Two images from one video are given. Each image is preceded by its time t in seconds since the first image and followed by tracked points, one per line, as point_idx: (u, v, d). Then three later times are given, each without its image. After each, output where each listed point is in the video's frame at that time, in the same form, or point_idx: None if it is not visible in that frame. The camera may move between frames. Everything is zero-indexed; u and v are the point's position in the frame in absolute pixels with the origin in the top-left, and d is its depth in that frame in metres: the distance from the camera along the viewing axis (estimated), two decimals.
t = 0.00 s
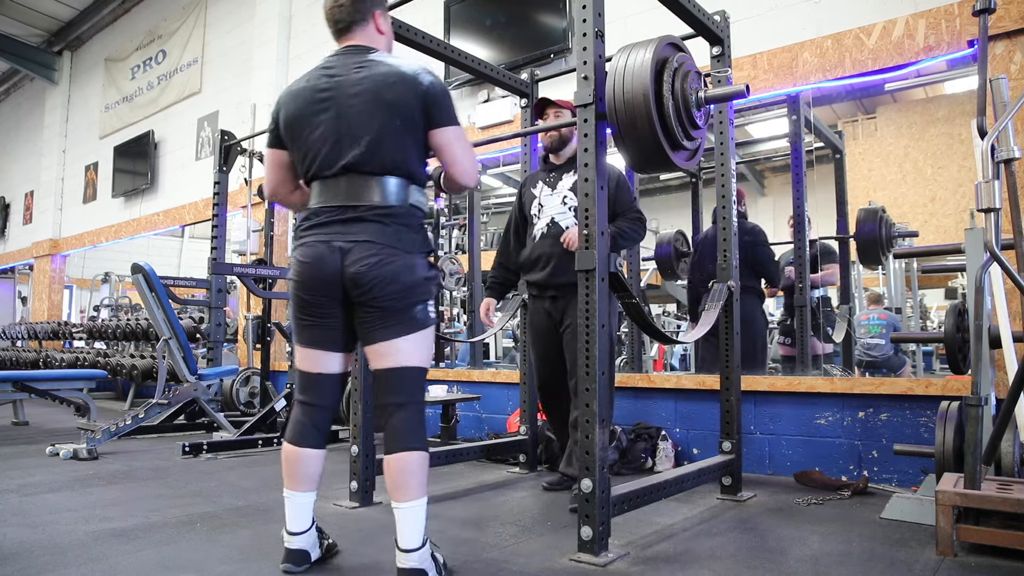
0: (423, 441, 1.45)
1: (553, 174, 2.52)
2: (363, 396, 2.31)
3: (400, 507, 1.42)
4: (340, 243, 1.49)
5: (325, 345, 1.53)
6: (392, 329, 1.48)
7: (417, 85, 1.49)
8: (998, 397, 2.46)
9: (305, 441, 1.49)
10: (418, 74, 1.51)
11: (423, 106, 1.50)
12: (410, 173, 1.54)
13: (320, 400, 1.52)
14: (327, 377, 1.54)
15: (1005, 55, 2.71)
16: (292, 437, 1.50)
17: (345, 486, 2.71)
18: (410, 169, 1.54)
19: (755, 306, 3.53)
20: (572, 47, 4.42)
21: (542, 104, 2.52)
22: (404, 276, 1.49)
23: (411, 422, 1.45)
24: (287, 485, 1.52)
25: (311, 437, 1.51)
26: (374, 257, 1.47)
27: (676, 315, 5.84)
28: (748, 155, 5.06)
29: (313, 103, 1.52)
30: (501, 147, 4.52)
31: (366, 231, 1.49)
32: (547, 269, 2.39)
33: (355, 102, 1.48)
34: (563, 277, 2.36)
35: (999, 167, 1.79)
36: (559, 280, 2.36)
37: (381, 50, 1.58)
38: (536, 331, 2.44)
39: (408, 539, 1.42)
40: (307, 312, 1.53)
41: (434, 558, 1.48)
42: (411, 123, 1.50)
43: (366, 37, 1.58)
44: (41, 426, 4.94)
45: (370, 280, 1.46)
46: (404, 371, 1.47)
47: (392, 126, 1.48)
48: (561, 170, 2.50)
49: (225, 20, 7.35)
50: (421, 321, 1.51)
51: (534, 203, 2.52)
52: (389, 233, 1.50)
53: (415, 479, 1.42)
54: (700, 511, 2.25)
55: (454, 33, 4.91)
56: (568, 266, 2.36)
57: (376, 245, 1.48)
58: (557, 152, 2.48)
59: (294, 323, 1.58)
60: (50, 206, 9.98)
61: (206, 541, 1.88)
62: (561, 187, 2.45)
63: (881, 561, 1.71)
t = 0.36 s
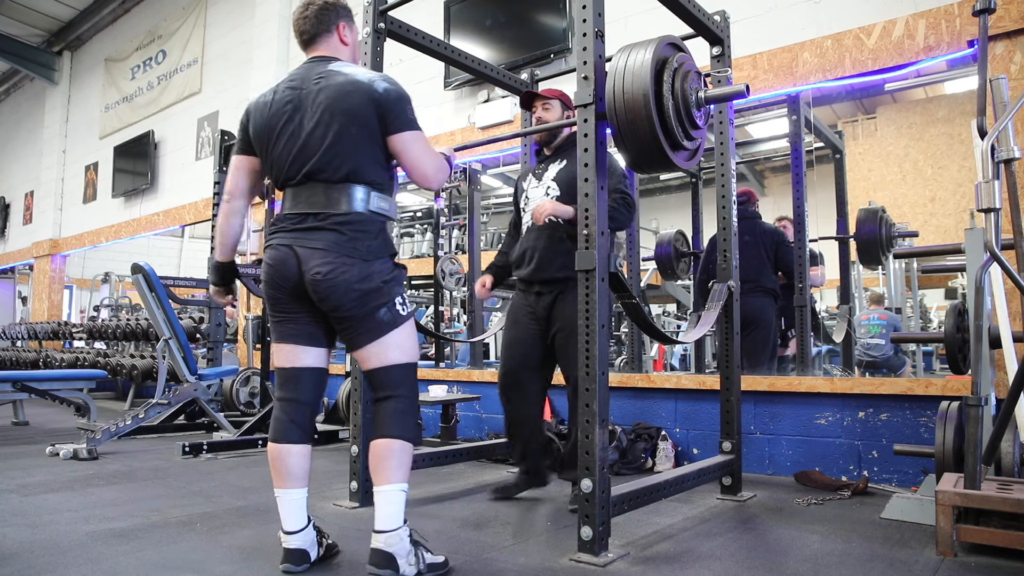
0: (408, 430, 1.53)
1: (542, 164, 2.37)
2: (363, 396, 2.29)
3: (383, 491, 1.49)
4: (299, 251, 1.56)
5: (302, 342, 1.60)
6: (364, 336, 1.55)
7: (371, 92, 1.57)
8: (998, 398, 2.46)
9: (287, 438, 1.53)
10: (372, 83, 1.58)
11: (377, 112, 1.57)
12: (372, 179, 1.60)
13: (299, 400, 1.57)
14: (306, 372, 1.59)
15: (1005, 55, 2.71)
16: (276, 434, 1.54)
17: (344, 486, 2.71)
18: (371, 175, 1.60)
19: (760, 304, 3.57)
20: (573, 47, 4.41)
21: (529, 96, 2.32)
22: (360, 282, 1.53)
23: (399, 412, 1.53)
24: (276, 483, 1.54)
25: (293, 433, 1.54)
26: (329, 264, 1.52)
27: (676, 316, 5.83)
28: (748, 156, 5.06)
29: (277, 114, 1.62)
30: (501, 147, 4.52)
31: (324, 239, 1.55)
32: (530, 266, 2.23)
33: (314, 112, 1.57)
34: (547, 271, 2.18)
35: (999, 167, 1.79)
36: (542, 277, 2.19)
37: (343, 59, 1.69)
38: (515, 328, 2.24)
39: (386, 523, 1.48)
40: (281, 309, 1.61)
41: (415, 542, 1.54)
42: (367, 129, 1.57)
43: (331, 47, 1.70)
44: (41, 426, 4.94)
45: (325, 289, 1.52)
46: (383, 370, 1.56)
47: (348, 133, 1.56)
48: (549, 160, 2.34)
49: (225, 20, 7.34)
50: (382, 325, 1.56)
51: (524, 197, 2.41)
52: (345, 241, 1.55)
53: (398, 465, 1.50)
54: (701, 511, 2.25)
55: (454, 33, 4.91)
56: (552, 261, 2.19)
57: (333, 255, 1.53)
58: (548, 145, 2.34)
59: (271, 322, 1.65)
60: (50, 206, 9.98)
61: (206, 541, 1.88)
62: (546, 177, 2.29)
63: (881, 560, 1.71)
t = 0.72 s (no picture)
0: (401, 425, 1.54)
1: (512, 159, 2.35)
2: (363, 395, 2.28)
3: (380, 488, 1.49)
4: (288, 251, 1.57)
5: (292, 342, 1.60)
6: (355, 333, 1.56)
7: (356, 93, 1.58)
8: (998, 398, 2.46)
9: (281, 439, 1.53)
10: (357, 84, 1.59)
11: (362, 113, 1.59)
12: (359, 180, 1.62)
13: (292, 399, 1.57)
14: (296, 372, 1.59)
15: (1005, 55, 2.71)
16: (270, 434, 1.54)
17: (344, 486, 2.71)
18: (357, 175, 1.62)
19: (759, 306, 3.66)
20: (572, 47, 4.41)
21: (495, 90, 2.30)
22: (350, 280, 1.55)
23: (392, 408, 1.54)
24: (273, 484, 1.53)
25: (286, 433, 1.54)
26: (320, 263, 1.54)
27: (676, 316, 5.84)
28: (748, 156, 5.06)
29: (262, 116, 1.62)
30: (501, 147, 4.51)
31: (313, 238, 1.56)
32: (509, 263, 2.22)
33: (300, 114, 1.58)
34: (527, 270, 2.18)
35: (999, 167, 1.79)
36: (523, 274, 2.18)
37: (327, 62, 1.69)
38: (493, 328, 2.24)
39: (386, 520, 1.48)
40: (270, 309, 1.62)
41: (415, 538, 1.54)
42: (353, 130, 1.59)
43: (313, 50, 1.70)
44: (41, 426, 4.94)
45: (316, 287, 1.53)
46: (374, 367, 1.56)
47: (334, 134, 1.57)
48: (520, 156, 2.33)
49: (225, 20, 7.34)
50: (373, 321, 1.57)
51: (491, 191, 2.34)
52: (335, 240, 1.56)
53: (393, 460, 1.50)
54: (701, 511, 2.25)
55: (454, 33, 4.90)
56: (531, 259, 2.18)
57: (322, 253, 1.55)
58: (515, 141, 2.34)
59: (261, 324, 1.65)
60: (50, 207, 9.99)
61: (206, 542, 1.88)
62: (521, 174, 2.28)
63: (881, 561, 1.71)
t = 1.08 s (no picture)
0: (397, 424, 1.54)
1: (488, 154, 2.32)
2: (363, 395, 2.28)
3: (378, 488, 1.49)
4: (284, 251, 1.57)
5: (288, 342, 1.60)
6: (350, 332, 1.55)
7: (354, 99, 1.58)
8: (998, 398, 2.46)
9: (278, 439, 1.53)
10: (355, 90, 1.59)
11: (360, 118, 1.59)
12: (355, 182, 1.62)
13: (290, 400, 1.57)
14: (293, 372, 1.59)
15: (1005, 55, 2.71)
16: (267, 435, 1.54)
17: (344, 486, 2.71)
18: (353, 177, 1.62)
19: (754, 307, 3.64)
20: (573, 47, 4.41)
21: (463, 81, 2.30)
22: (344, 279, 1.55)
23: (387, 408, 1.53)
24: (272, 484, 1.53)
25: (284, 433, 1.54)
26: (314, 262, 1.54)
27: (675, 316, 5.84)
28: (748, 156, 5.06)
29: (260, 118, 1.62)
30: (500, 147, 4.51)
31: (308, 238, 1.56)
32: (493, 261, 2.21)
33: (297, 118, 1.58)
34: (514, 268, 2.19)
35: (999, 167, 1.79)
36: (508, 272, 2.19)
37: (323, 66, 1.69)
38: (477, 327, 2.24)
39: (384, 519, 1.48)
40: (265, 309, 1.62)
41: (415, 537, 1.54)
42: (350, 134, 1.59)
43: (308, 53, 1.70)
44: (41, 426, 4.94)
45: (311, 286, 1.53)
46: (368, 366, 1.56)
47: (330, 138, 1.57)
48: (498, 151, 2.30)
49: (225, 20, 7.34)
50: (367, 319, 1.57)
51: (470, 187, 2.29)
52: (330, 239, 1.57)
53: (390, 460, 1.50)
54: (701, 511, 2.25)
55: (454, 33, 4.90)
56: (516, 257, 2.19)
57: (318, 252, 1.55)
58: (485, 134, 2.34)
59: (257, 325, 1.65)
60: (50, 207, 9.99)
61: (205, 542, 1.88)
62: (502, 170, 2.26)
63: (881, 561, 1.71)
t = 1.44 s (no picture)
0: (394, 425, 1.54)
1: (488, 157, 2.33)
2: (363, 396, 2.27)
3: (373, 488, 1.49)
4: (282, 252, 1.57)
5: (289, 342, 1.60)
6: (347, 332, 1.55)
7: (346, 95, 1.58)
8: (999, 398, 2.46)
9: (277, 438, 1.53)
10: (347, 86, 1.59)
11: (352, 115, 1.58)
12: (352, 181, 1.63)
13: (291, 399, 1.57)
14: (295, 372, 1.59)
15: (1005, 55, 2.71)
16: (268, 434, 1.54)
17: (344, 486, 2.71)
18: (349, 176, 1.62)
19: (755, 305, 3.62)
20: (573, 47, 4.41)
21: (465, 82, 2.30)
22: (342, 279, 1.55)
23: (384, 408, 1.53)
24: (272, 484, 1.53)
25: (284, 432, 1.54)
26: (312, 262, 1.54)
27: (676, 316, 5.84)
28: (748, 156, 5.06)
29: (255, 120, 1.63)
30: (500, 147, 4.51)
31: (305, 238, 1.56)
32: (492, 263, 2.22)
33: (291, 118, 1.58)
34: (513, 270, 2.19)
35: (999, 167, 1.79)
36: (507, 273, 2.20)
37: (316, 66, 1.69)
38: (477, 328, 2.25)
39: (381, 519, 1.49)
40: (266, 309, 1.62)
41: (410, 538, 1.54)
42: (344, 132, 1.59)
43: (303, 54, 1.70)
44: (41, 426, 4.94)
45: (309, 286, 1.53)
46: (366, 365, 1.55)
47: (324, 138, 1.57)
48: (497, 153, 2.31)
49: (225, 21, 7.34)
50: (365, 319, 1.56)
51: (472, 190, 2.33)
52: (327, 239, 1.57)
53: (386, 460, 1.50)
54: (701, 511, 2.25)
55: (454, 34, 4.90)
56: (515, 259, 2.20)
57: (314, 253, 1.55)
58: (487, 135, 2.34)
59: (258, 325, 1.65)
60: (50, 207, 10.00)
61: (206, 542, 1.88)
62: (501, 172, 2.27)
63: (881, 561, 1.71)
